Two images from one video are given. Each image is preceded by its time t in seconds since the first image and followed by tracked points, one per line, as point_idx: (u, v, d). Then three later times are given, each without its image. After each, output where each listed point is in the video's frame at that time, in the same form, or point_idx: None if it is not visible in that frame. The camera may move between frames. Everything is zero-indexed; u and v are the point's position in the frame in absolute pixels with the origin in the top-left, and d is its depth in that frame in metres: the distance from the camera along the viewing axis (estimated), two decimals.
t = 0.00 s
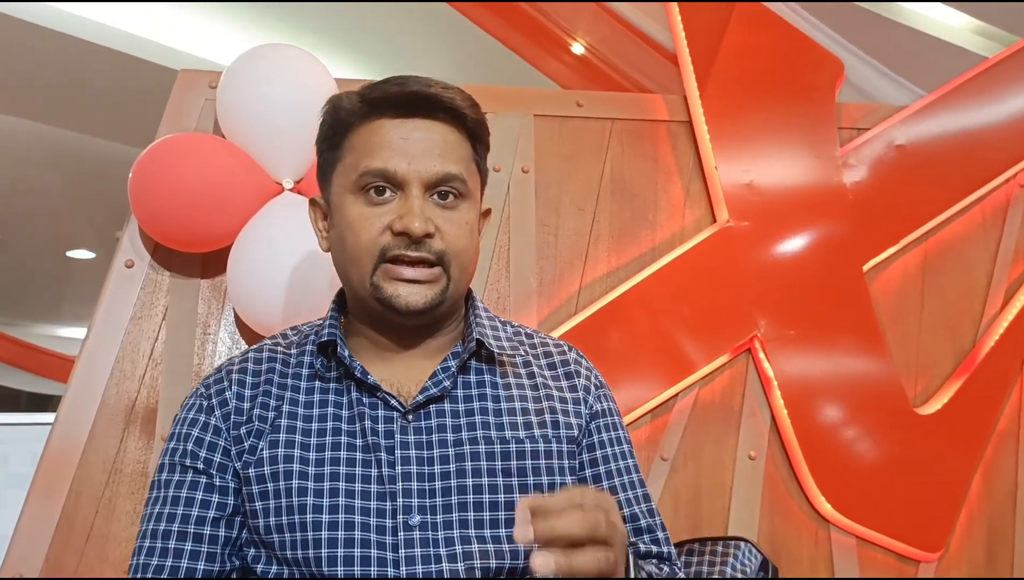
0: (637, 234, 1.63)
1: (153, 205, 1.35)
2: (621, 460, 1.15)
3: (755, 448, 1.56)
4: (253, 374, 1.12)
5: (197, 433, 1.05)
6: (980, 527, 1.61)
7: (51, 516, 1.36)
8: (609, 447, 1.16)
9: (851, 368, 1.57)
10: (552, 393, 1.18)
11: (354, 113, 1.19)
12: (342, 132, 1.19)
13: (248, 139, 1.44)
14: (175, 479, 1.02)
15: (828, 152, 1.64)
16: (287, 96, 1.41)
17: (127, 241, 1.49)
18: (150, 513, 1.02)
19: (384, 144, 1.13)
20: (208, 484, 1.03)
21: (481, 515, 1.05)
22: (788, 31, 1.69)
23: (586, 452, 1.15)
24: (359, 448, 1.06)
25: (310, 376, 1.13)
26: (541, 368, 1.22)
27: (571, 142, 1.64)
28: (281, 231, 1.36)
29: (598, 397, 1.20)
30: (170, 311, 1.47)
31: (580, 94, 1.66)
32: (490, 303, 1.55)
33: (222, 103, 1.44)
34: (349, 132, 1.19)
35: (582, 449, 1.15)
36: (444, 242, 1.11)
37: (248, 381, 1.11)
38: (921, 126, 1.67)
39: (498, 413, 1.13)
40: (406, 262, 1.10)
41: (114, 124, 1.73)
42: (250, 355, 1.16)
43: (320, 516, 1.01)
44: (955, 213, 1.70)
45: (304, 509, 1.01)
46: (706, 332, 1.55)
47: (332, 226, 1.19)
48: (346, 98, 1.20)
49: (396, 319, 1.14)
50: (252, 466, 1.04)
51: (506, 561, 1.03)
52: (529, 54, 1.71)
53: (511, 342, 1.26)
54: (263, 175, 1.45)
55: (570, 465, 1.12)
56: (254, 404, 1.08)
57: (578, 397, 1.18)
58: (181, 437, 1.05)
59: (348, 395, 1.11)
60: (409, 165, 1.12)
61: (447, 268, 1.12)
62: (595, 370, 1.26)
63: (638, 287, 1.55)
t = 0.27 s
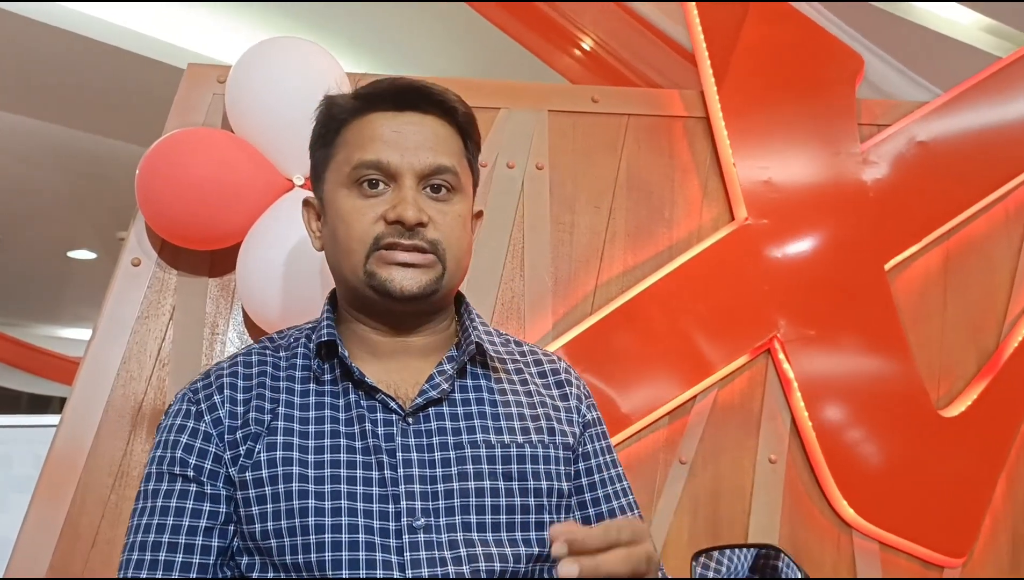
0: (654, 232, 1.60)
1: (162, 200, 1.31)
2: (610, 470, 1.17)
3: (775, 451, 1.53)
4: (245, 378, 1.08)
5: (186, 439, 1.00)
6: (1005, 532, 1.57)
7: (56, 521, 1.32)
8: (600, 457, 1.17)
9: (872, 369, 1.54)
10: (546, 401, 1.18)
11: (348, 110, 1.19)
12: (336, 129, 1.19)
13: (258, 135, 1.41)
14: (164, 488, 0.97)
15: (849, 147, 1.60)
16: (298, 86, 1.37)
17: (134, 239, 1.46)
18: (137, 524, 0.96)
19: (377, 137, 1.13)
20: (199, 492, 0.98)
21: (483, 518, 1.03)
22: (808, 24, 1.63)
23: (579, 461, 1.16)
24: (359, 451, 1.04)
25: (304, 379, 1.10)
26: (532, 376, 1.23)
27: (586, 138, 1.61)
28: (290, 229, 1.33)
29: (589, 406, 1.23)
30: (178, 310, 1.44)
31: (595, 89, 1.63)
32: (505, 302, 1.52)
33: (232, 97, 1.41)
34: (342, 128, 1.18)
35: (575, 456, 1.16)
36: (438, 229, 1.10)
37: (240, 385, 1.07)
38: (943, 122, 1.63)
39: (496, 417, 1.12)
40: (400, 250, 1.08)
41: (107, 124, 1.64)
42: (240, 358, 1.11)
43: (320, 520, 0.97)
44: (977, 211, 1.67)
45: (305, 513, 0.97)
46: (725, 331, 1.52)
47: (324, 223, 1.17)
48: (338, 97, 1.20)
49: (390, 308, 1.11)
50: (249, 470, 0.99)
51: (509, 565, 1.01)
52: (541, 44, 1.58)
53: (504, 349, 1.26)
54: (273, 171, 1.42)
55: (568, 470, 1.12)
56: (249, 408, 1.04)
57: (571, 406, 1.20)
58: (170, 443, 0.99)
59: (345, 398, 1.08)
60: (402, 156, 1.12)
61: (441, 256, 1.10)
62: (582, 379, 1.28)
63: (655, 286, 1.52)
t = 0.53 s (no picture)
0: (668, 229, 1.57)
1: (167, 197, 1.28)
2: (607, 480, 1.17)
3: (793, 453, 1.50)
4: (242, 385, 1.03)
5: (182, 449, 0.95)
6: None
7: (59, 525, 1.29)
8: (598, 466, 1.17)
9: (891, 370, 1.51)
10: (546, 411, 1.17)
11: (365, 121, 1.12)
12: (351, 139, 1.13)
13: (265, 129, 1.38)
14: (160, 500, 0.92)
15: (867, 143, 1.57)
16: (303, 85, 1.34)
17: (138, 236, 1.43)
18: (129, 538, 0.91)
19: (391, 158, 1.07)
20: (197, 505, 0.93)
21: (491, 527, 1.02)
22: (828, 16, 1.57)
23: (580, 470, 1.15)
24: (365, 459, 1.01)
25: (305, 387, 1.06)
26: (531, 385, 1.21)
27: (598, 134, 1.58)
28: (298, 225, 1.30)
29: (585, 415, 1.23)
30: (183, 309, 1.41)
31: (608, 84, 1.59)
32: (516, 301, 1.50)
33: (238, 95, 1.39)
34: (356, 139, 1.12)
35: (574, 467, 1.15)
36: (441, 264, 1.04)
37: (237, 393, 1.02)
38: (961, 118, 1.60)
39: (499, 427, 1.11)
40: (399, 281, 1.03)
41: (99, 118, 1.57)
42: (234, 366, 1.06)
43: (329, 529, 0.95)
44: (996, 209, 1.64)
45: (313, 522, 0.95)
46: (742, 331, 1.49)
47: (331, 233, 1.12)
48: (358, 102, 1.13)
49: (387, 334, 1.08)
50: (252, 479, 0.96)
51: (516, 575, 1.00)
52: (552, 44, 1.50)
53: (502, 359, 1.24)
54: (280, 166, 1.39)
55: (570, 480, 1.11)
56: (249, 417, 1.00)
57: (570, 415, 1.19)
58: (165, 454, 0.94)
59: (348, 406, 1.05)
60: (413, 183, 1.05)
61: (440, 291, 1.05)
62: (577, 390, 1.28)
63: (670, 285, 1.49)
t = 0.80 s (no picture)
0: (680, 228, 1.55)
1: (173, 193, 1.27)
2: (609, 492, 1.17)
3: (807, 454, 1.48)
4: (251, 382, 0.99)
5: (190, 448, 0.91)
6: None
7: (62, 527, 1.27)
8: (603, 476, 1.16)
9: (906, 371, 1.48)
10: (558, 413, 1.15)
11: (356, 111, 1.10)
12: (343, 131, 1.10)
13: (272, 125, 1.36)
14: (167, 502, 0.89)
15: (881, 141, 1.55)
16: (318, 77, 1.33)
17: (143, 233, 1.40)
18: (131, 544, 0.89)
19: (389, 142, 1.05)
20: (204, 508, 0.90)
21: (509, 532, 1.00)
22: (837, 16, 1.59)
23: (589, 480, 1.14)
24: (381, 460, 0.98)
25: (316, 385, 1.03)
26: (542, 391, 1.19)
27: (609, 131, 1.56)
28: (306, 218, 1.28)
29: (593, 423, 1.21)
30: (188, 307, 1.39)
31: (619, 80, 1.57)
32: (527, 300, 1.48)
33: (247, 94, 1.36)
34: (350, 132, 1.10)
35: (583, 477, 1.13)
36: (454, 239, 1.03)
37: (247, 390, 0.98)
38: (975, 115, 1.58)
39: (514, 428, 1.09)
40: (416, 262, 1.02)
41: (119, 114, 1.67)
42: (242, 362, 1.02)
43: (348, 532, 0.92)
44: (1010, 207, 1.62)
45: (331, 524, 0.92)
46: (755, 331, 1.47)
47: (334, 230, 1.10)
48: (347, 96, 1.11)
49: (405, 319, 1.05)
50: (266, 480, 0.93)
51: None
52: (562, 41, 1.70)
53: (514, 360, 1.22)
54: (288, 163, 1.36)
55: (580, 488, 1.10)
56: (261, 414, 0.96)
57: (580, 420, 1.18)
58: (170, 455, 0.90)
59: (363, 404, 1.02)
60: (415, 163, 1.04)
61: (458, 267, 1.03)
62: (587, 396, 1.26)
63: (683, 284, 1.47)
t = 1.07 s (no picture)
0: (691, 226, 1.53)
1: (177, 190, 1.25)
2: (628, 483, 1.13)
3: (820, 456, 1.47)
4: (253, 384, 0.98)
5: (191, 453, 0.90)
6: None
7: (67, 528, 1.25)
8: (620, 469, 1.13)
9: (920, 371, 1.47)
10: (569, 410, 1.12)
11: (356, 101, 1.08)
12: (344, 123, 1.08)
13: (281, 122, 1.34)
14: (172, 508, 0.88)
15: (894, 138, 1.54)
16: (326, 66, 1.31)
17: (148, 231, 1.38)
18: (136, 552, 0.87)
19: (391, 134, 1.03)
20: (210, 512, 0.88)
21: (522, 530, 0.96)
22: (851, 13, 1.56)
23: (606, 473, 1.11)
24: (387, 461, 0.96)
25: (319, 385, 1.01)
26: (549, 384, 1.16)
27: (619, 128, 1.55)
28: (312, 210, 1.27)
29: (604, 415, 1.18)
30: (195, 305, 1.37)
31: (630, 76, 1.56)
32: (537, 299, 1.46)
33: (256, 93, 1.35)
34: (350, 121, 1.08)
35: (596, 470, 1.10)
36: (458, 238, 1.01)
37: (249, 392, 0.97)
38: (988, 113, 1.57)
39: (524, 425, 1.06)
40: (419, 258, 0.99)
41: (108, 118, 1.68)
42: (243, 364, 1.01)
43: (355, 535, 0.90)
44: None
45: (338, 528, 0.90)
46: (768, 331, 1.45)
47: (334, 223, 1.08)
48: (346, 86, 1.09)
49: (407, 320, 1.03)
50: (270, 483, 0.91)
51: None
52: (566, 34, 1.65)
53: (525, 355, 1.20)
54: (296, 160, 1.34)
55: (595, 482, 1.07)
56: (263, 417, 0.95)
57: (591, 414, 1.15)
58: (171, 459, 0.89)
59: (368, 404, 1.00)
60: (419, 155, 1.02)
61: (463, 263, 1.01)
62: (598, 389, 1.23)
63: (694, 283, 1.46)
